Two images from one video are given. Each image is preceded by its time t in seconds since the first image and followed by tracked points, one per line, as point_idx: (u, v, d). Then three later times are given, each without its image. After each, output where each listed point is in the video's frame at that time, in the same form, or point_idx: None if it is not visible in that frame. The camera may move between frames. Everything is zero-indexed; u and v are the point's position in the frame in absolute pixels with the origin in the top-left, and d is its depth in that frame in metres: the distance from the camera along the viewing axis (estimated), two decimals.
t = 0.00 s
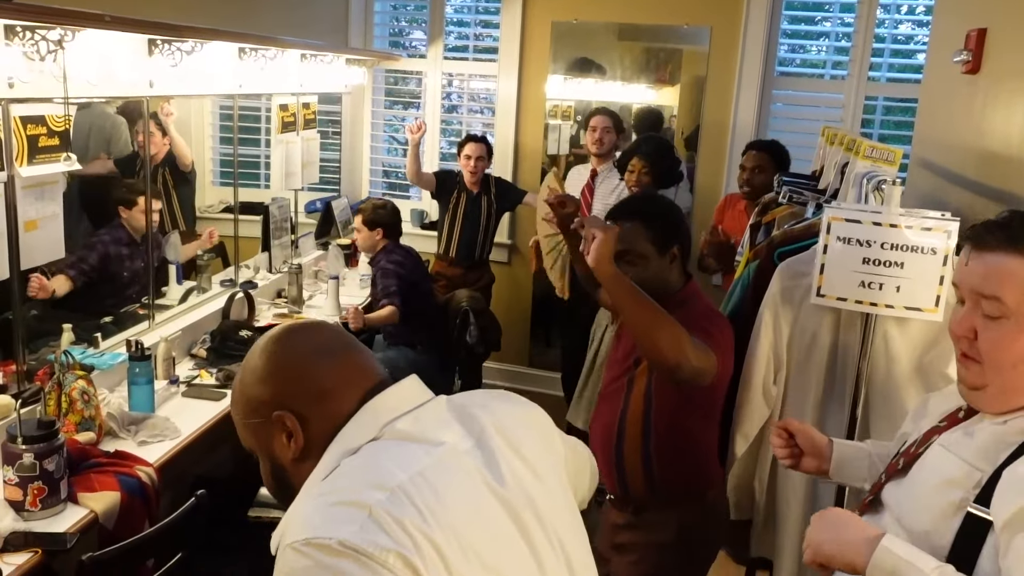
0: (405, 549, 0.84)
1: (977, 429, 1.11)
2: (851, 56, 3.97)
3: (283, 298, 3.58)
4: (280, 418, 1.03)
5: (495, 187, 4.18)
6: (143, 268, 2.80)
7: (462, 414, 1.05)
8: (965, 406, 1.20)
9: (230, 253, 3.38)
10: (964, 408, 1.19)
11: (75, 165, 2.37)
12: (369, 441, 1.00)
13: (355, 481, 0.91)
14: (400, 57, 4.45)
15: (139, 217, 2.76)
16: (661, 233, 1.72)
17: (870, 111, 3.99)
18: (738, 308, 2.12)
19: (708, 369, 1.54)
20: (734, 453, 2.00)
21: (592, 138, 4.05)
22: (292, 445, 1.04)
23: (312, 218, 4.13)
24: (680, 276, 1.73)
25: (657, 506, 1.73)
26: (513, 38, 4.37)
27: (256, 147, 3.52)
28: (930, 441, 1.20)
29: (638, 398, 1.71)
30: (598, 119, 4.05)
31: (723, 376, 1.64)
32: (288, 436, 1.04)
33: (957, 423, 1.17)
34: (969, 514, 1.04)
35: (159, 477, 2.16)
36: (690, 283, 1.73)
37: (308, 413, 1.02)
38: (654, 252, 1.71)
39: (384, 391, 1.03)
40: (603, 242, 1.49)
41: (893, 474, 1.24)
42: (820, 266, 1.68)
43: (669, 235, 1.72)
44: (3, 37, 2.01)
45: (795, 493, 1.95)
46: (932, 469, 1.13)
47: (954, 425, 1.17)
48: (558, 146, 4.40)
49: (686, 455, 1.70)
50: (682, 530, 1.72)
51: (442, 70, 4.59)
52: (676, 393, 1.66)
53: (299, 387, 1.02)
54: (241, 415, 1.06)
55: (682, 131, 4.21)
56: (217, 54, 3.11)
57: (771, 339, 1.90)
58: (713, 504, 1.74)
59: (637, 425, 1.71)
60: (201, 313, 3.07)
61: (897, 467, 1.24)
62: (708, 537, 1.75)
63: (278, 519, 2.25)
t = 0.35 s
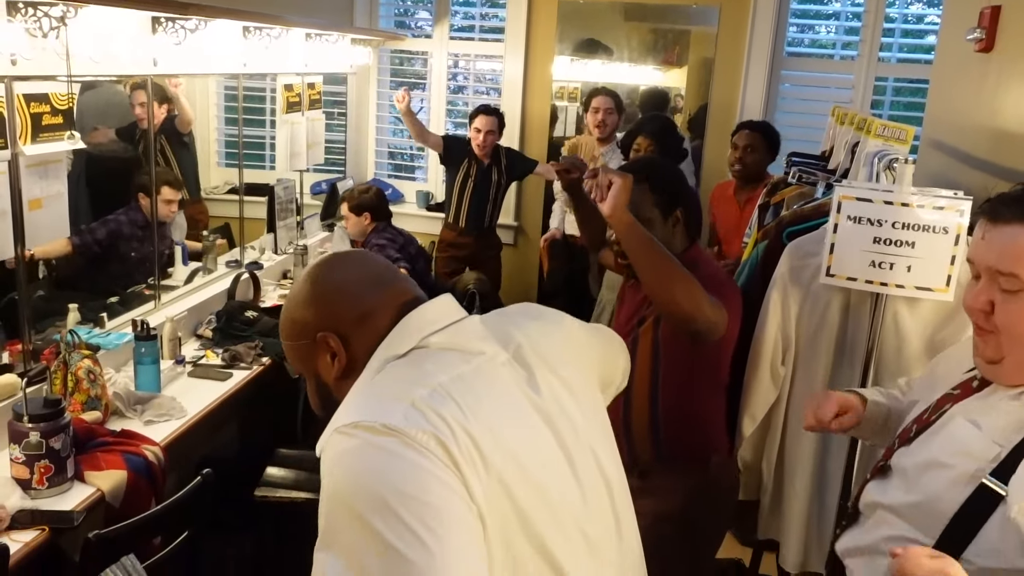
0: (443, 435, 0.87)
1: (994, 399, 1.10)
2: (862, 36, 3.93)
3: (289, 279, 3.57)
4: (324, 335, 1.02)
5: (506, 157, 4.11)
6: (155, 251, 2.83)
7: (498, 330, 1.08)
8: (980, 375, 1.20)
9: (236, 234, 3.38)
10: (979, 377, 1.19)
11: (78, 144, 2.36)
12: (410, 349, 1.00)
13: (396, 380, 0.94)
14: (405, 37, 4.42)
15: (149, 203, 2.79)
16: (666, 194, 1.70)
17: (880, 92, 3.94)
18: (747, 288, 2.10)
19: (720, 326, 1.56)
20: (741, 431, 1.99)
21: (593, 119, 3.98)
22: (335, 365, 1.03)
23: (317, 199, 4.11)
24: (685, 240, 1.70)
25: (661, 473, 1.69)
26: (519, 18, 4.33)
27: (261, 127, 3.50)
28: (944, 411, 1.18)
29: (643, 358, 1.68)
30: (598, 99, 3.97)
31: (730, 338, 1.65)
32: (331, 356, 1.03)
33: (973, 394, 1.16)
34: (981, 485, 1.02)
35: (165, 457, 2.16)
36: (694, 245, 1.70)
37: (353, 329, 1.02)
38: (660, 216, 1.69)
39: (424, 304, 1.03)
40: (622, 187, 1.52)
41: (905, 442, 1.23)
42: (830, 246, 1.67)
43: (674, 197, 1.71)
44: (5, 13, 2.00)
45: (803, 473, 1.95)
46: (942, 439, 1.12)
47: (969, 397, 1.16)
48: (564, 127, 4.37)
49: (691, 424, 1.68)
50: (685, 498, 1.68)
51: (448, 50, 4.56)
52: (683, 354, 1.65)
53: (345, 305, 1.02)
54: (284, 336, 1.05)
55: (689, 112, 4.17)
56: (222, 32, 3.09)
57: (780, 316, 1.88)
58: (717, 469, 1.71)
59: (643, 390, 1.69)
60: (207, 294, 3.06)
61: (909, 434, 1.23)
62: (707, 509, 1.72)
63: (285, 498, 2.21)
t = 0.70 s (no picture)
0: (464, 411, 0.88)
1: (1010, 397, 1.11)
2: (871, 20, 3.90)
3: (295, 266, 3.57)
4: (371, 305, 1.05)
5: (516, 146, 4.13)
6: (161, 238, 2.83)
7: (533, 312, 1.08)
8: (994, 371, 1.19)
9: (242, 221, 3.37)
10: (993, 375, 1.18)
11: (85, 131, 2.35)
12: (445, 329, 1.01)
13: (426, 357, 0.96)
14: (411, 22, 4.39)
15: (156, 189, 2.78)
16: (670, 181, 1.69)
17: (889, 76, 3.92)
18: (755, 275, 2.09)
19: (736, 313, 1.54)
20: (752, 420, 1.98)
21: (589, 107, 3.99)
22: (382, 333, 1.06)
23: (323, 185, 4.10)
24: (692, 226, 1.70)
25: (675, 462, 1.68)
26: (525, 3, 4.32)
27: (267, 114, 3.49)
28: (960, 408, 1.18)
29: (653, 345, 1.68)
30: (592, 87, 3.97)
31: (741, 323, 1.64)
32: (378, 325, 1.06)
33: (990, 391, 1.15)
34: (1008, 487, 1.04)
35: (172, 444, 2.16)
36: (702, 232, 1.70)
37: (398, 302, 1.04)
38: (664, 202, 1.69)
39: (461, 286, 1.05)
40: (626, 179, 1.45)
41: (919, 439, 1.23)
42: (839, 232, 1.66)
43: (677, 184, 1.70)
44: None
45: (811, 460, 1.95)
46: (963, 435, 1.13)
47: (985, 394, 1.15)
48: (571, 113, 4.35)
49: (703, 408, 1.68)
50: (701, 486, 1.67)
51: (454, 36, 4.53)
52: (694, 338, 1.63)
53: (392, 278, 1.04)
54: (336, 304, 1.08)
55: (696, 97, 4.15)
56: (227, 18, 3.08)
57: (789, 302, 1.88)
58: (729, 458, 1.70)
59: (654, 374, 1.68)
60: (214, 280, 3.07)
61: (922, 432, 1.23)
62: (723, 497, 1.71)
63: (292, 485, 2.21)
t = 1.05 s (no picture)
0: (479, 436, 0.89)
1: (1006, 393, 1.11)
2: (878, 11, 3.88)
3: (302, 262, 3.57)
4: (415, 320, 1.07)
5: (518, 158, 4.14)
6: (165, 232, 2.82)
7: (564, 337, 1.07)
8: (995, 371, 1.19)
9: (249, 217, 3.38)
10: (994, 374, 1.18)
11: (91, 129, 2.35)
12: (476, 349, 1.02)
13: (452, 378, 0.97)
14: (416, 17, 4.39)
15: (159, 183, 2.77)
16: (685, 194, 1.69)
17: (897, 67, 3.89)
18: (762, 268, 2.08)
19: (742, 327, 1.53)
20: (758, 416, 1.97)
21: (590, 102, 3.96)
22: (422, 345, 1.08)
23: (329, 181, 4.10)
24: (707, 236, 1.68)
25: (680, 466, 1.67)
26: None
27: (273, 110, 3.49)
28: (960, 408, 1.18)
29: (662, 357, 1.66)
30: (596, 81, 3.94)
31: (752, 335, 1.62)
32: (419, 337, 1.08)
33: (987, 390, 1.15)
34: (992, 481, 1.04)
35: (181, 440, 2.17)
36: (719, 245, 1.67)
37: (440, 318, 1.06)
38: (678, 214, 1.68)
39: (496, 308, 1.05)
40: (638, 195, 1.53)
41: (921, 438, 1.24)
42: (847, 224, 1.65)
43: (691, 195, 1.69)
44: None
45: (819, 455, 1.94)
46: (955, 434, 1.13)
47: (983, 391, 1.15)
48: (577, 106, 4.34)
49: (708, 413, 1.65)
50: (708, 492, 1.66)
51: (459, 30, 4.52)
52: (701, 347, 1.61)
53: (436, 295, 1.06)
54: (383, 313, 1.11)
55: (703, 89, 4.13)
56: (232, 14, 3.08)
57: (796, 296, 1.87)
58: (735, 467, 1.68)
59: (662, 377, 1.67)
60: (222, 277, 3.07)
61: (926, 432, 1.24)
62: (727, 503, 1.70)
63: (300, 481, 2.20)
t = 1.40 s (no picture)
0: (497, 346, 0.95)
1: None
2: (884, 10, 3.87)
3: (309, 264, 3.58)
4: (444, 259, 1.11)
5: (524, 145, 4.15)
6: (157, 226, 2.75)
7: (589, 279, 1.12)
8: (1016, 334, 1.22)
9: (256, 220, 3.39)
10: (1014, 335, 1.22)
11: (99, 132, 2.36)
12: (501, 283, 1.07)
13: (476, 302, 1.02)
14: (422, 19, 4.39)
15: (150, 179, 2.67)
16: (679, 173, 1.69)
17: (903, 66, 3.88)
18: (769, 267, 2.07)
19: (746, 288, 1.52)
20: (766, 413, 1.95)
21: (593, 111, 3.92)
22: (450, 286, 1.12)
23: (336, 183, 4.11)
24: (704, 216, 1.69)
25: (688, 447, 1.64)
26: None
27: (279, 113, 3.50)
28: (976, 366, 1.23)
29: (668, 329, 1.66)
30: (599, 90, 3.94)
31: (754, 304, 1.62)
32: (447, 277, 1.12)
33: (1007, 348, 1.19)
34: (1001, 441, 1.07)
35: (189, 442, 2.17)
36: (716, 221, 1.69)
37: (467, 259, 1.10)
38: (673, 193, 1.68)
39: (521, 249, 1.09)
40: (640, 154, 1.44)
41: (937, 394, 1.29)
42: (854, 224, 1.64)
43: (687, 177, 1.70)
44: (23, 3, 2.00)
45: (825, 453, 1.94)
46: (976, 391, 1.16)
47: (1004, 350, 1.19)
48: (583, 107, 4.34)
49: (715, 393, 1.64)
50: (719, 476, 1.63)
51: (465, 32, 4.53)
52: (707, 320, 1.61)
53: (464, 235, 1.10)
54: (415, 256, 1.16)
55: (709, 89, 4.13)
56: (238, 17, 3.08)
57: (803, 293, 1.86)
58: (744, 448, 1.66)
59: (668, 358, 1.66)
60: (229, 279, 3.08)
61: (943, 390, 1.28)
62: (734, 483, 1.65)
63: (307, 483, 2.23)
